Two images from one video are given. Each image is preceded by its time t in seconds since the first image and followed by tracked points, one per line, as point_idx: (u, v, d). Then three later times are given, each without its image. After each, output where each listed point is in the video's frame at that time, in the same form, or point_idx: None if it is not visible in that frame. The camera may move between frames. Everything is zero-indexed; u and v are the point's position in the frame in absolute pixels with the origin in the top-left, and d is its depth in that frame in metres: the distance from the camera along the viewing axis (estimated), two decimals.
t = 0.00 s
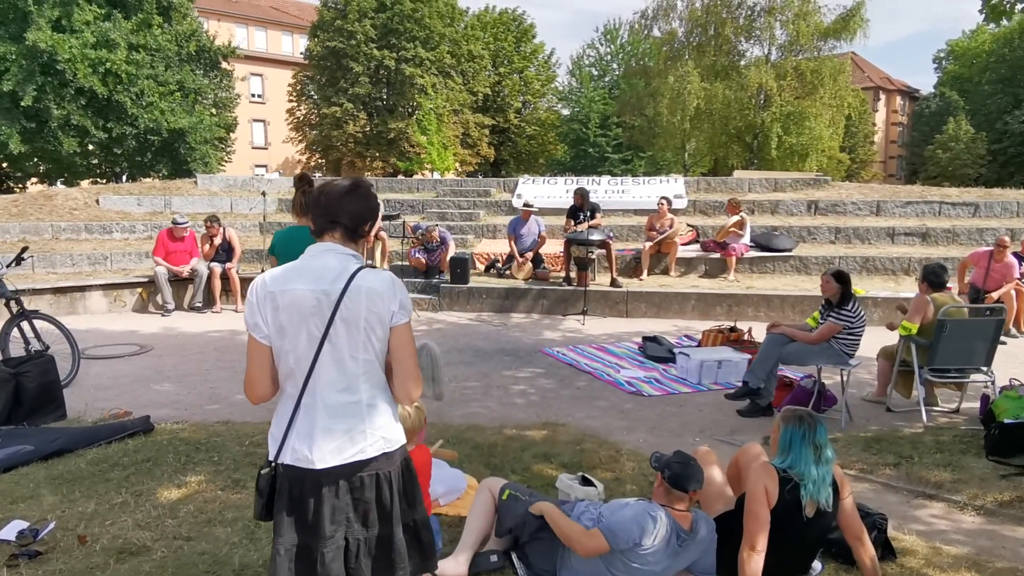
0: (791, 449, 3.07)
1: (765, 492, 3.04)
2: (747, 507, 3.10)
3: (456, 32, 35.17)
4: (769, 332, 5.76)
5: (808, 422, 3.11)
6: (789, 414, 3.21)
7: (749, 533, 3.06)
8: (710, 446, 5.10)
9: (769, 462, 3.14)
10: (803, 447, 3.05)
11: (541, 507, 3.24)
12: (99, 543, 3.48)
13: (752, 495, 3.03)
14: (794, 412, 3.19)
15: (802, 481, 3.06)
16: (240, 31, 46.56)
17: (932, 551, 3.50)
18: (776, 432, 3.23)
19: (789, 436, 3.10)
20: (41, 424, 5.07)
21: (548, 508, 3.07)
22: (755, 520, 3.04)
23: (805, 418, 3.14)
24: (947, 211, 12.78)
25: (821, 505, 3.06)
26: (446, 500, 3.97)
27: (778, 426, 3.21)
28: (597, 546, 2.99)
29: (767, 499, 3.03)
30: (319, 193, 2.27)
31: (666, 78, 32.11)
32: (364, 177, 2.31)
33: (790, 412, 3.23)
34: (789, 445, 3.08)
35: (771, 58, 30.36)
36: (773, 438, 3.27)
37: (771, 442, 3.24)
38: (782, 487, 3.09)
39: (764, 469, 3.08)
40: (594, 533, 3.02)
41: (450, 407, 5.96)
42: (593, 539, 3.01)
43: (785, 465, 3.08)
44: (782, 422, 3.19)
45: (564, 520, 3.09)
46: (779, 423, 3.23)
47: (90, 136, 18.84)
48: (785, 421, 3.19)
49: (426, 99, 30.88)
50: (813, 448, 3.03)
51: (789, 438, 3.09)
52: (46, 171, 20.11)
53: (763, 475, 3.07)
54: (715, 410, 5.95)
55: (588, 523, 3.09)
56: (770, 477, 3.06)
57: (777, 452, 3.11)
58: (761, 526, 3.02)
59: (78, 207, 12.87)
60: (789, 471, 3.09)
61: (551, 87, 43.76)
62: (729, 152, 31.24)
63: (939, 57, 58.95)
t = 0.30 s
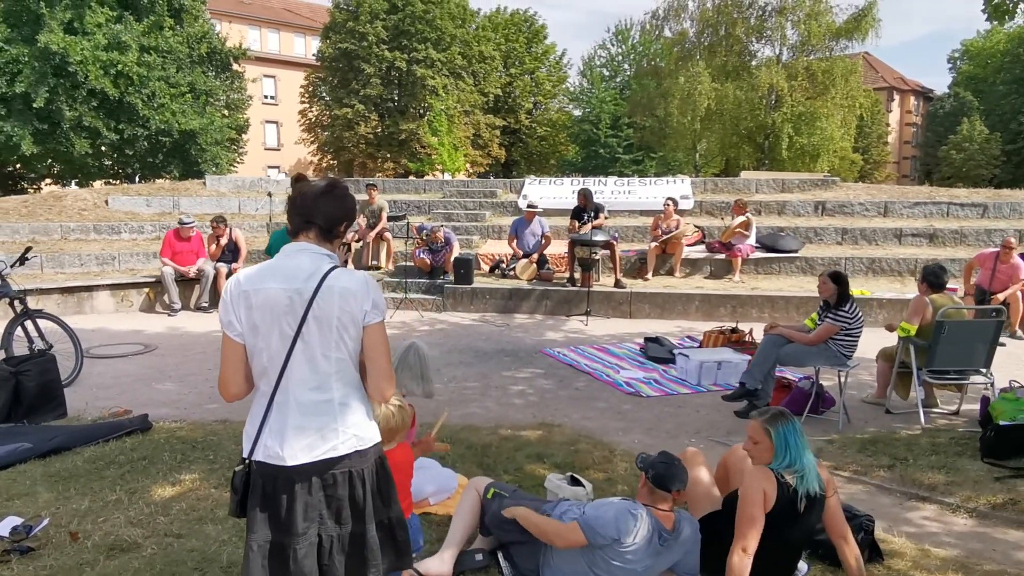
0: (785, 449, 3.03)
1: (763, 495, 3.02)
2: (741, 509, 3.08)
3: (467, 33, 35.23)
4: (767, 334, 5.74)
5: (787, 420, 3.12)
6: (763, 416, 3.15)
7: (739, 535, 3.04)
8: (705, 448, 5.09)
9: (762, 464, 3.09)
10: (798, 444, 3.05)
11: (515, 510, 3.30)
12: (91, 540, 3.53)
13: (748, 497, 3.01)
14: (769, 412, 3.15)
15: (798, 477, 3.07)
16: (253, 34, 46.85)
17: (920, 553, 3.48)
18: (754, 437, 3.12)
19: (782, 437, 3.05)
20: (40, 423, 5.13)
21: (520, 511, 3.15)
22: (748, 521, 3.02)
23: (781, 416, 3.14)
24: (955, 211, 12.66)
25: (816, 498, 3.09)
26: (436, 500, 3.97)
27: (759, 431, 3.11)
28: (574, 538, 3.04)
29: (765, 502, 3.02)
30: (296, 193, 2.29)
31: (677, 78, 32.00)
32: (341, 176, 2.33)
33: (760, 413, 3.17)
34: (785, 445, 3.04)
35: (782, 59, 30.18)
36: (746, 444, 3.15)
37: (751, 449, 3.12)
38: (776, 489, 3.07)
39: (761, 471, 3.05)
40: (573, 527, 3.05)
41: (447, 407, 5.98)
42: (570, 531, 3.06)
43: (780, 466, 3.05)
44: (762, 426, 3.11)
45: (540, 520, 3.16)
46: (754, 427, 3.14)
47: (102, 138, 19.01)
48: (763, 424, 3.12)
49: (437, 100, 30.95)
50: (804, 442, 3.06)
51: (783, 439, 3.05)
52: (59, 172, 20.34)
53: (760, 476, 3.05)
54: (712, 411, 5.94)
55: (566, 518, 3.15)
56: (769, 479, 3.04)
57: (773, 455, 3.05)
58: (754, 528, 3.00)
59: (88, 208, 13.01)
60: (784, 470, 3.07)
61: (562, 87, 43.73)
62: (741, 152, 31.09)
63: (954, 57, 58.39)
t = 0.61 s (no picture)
0: (769, 452, 3.02)
1: (761, 501, 2.99)
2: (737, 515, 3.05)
3: (487, 34, 35.35)
4: (769, 336, 5.75)
5: (760, 421, 3.12)
6: (737, 424, 3.11)
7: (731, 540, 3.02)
8: (703, 450, 5.11)
9: (751, 470, 3.06)
10: (777, 442, 3.06)
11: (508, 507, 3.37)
12: (94, 534, 3.65)
13: (745, 502, 2.99)
14: (742, 419, 3.12)
15: (786, 474, 3.06)
16: (277, 36, 47.33)
17: (908, 557, 3.48)
18: (736, 446, 3.07)
19: (764, 440, 3.03)
20: (53, 420, 5.29)
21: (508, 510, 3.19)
22: (743, 526, 3.00)
23: (752, 420, 3.13)
24: (973, 213, 12.51)
25: (804, 490, 3.11)
26: (432, 498, 4.05)
27: (739, 440, 3.06)
28: (561, 536, 3.07)
29: (763, 508, 3.00)
30: (279, 200, 2.36)
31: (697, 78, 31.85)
32: (322, 184, 2.40)
33: (732, 423, 3.13)
34: (769, 447, 3.02)
35: (803, 58, 29.94)
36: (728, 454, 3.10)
37: (736, 458, 3.07)
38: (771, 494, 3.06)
39: (755, 478, 3.02)
40: (560, 526, 3.09)
41: (450, 407, 6.05)
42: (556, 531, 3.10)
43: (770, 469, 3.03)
44: (741, 434, 3.06)
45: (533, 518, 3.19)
46: (730, 437, 3.09)
47: (126, 140, 19.34)
48: (741, 431, 3.08)
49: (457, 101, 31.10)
50: (780, 439, 3.08)
51: (764, 441, 3.04)
52: (86, 173, 20.74)
53: (755, 484, 3.02)
54: (714, 413, 5.96)
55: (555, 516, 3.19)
56: (765, 483, 3.02)
57: (761, 460, 3.02)
58: (749, 533, 2.97)
59: (109, 209, 13.28)
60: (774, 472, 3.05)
61: (583, 88, 43.68)
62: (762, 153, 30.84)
63: (982, 56, 57.47)
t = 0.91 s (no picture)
0: (765, 454, 3.03)
1: (756, 503, 2.98)
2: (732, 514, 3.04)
3: (517, 35, 35.43)
4: (783, 339, 5.70)
5: (756, 424, 3.14)
6: (733, 427, 3.14)
7: (725, 540, 3.01)
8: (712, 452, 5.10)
9: (747, 472, 3.08)
10: (774, 445, 3.08)
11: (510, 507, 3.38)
12: (108, 525, 3.77)
13: (739, 503, 2.99)
14: (737, 421, 3.15)
15: (782, 476, 3.08)
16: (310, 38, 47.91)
17: (908, 561, 3.46)
18: (732, 449, 3.09)
19: (761, 442, 3.05)
20: (77, 414, 5.47)
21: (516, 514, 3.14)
22: (738, 527, 2.99)
23: (748, 423, 3.15)
24: (1005, 214, 12.21)
25: (799, 492, 3.11)
26: (436, 495, 4.10)
27: (735, 442, 3.08)
28: (565, 537, 3.04)
29: (757, 510, 2.98)
30: (274, 201, 2.42)
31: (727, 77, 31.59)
32: (316, 186, 2.46)
33: (728, 425, 3.16)
34: (765, 449, 3.04)
35: (836, 57, 29.54)
36: (725, 457, 3.12)
37: (731, 460, 3.10)
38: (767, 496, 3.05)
39: (751, 479, 3.02)
40: (563, 528, 3.07)
41: (463, 406, 6.11)
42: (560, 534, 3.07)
43: (766, 470, 3.05)
44: (737, 436, 3.09)
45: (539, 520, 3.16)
46: (727, 440, 3.12)
47: (160, 141, 19.76)
48: (737, 433, 3.10)
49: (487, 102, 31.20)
50: (777, 441, 3.10)
51: (761, 443, 3.05)
52: (121, 174, 21.24)
53: (751, 485, 3.02)
54: (727, 415, 5.92)
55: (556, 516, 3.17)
56: (760, 485, 3.02)
57: (757, 462, 3.03)
58: (743, 534, 2.97)
59: (141, 209, 13.59)
60: (769, 473, 3.07)
61: (613, 88, 43.50)
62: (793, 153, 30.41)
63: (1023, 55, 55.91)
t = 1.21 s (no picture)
0: (766, 454, 2.96)
1: (755, 504, 2.93)
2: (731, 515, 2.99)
3: (549, 34, 35.43)
4: (800, 339, 5.64)
5: (758, 424, 3.05)
6: (734, 427, 3.06)
7: (723, 540, 2.96)
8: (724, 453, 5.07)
9: (748, 472, 3.01)
10: (775, 445, 3.00)
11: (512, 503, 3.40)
12: (124, 515, 3.90)
13: (738, 504, 2.93)
14: (738, 422, 3.07)
15: (782, 476, 3.01)
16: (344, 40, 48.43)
17: (914, 565, 3.41)
18: (733, 450, 3.02)
19: (761, 443, 2.97)
20: (102, 408, 5.63)
21: (543, 477, 3.13)
22: (737, 528, 2.93)
23: (750, 423, 3.07)
24: None
25: (800, 493, 3.05)
26: (444, 491, 4.14)
27: (736, 443, 3.01)
28: (554, 522, 3.04)
29: (757, 511, 2.93)
30: (270, 200, 2.49)
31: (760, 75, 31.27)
32: (311, 185, 2.53)
33: (729, 425, 3.08)
34: (766, 450, 2.97)
35: (872, 55, 29.07)
36: (726, 458, 3.05)
37: (733, 461, 3.03)
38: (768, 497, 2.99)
39: (751, 479, 2.95)
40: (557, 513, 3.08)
41: (478, 404, 6.16)
42: (549, 517, 3.07)
43: (767, 471, 2.97)
44: (739, 437, 3.01)
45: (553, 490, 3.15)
46: (727, 440, 3.04)
47: (194, 142, 20.18)
48: (738, 434, 3.02)
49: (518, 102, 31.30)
50: (779, 441, 3.02)
51: (762, 443, 2.98)
52: (158, 173, 21.77)
53: (751, 485, 2.95)
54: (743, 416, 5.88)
55: (554, 503, 3.18)
56: (761, 486, 2.95)
57: (758, 463, 2.96)
58: (741, 535, 2.92)
59: (174, 209, 13.90)
60: (770, 474, 2.99)
61: (645, 87, 43.24)
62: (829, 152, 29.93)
63: None
